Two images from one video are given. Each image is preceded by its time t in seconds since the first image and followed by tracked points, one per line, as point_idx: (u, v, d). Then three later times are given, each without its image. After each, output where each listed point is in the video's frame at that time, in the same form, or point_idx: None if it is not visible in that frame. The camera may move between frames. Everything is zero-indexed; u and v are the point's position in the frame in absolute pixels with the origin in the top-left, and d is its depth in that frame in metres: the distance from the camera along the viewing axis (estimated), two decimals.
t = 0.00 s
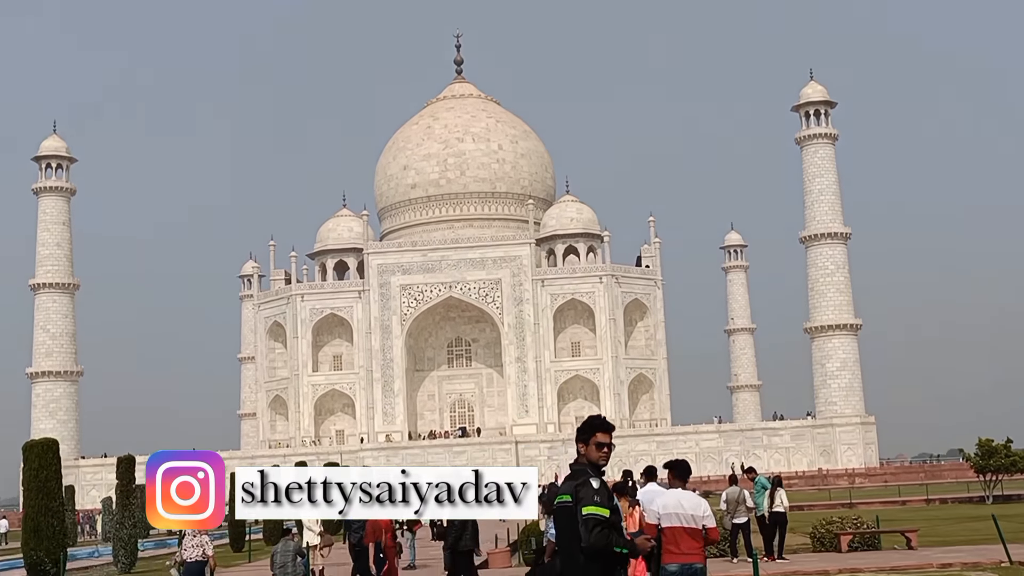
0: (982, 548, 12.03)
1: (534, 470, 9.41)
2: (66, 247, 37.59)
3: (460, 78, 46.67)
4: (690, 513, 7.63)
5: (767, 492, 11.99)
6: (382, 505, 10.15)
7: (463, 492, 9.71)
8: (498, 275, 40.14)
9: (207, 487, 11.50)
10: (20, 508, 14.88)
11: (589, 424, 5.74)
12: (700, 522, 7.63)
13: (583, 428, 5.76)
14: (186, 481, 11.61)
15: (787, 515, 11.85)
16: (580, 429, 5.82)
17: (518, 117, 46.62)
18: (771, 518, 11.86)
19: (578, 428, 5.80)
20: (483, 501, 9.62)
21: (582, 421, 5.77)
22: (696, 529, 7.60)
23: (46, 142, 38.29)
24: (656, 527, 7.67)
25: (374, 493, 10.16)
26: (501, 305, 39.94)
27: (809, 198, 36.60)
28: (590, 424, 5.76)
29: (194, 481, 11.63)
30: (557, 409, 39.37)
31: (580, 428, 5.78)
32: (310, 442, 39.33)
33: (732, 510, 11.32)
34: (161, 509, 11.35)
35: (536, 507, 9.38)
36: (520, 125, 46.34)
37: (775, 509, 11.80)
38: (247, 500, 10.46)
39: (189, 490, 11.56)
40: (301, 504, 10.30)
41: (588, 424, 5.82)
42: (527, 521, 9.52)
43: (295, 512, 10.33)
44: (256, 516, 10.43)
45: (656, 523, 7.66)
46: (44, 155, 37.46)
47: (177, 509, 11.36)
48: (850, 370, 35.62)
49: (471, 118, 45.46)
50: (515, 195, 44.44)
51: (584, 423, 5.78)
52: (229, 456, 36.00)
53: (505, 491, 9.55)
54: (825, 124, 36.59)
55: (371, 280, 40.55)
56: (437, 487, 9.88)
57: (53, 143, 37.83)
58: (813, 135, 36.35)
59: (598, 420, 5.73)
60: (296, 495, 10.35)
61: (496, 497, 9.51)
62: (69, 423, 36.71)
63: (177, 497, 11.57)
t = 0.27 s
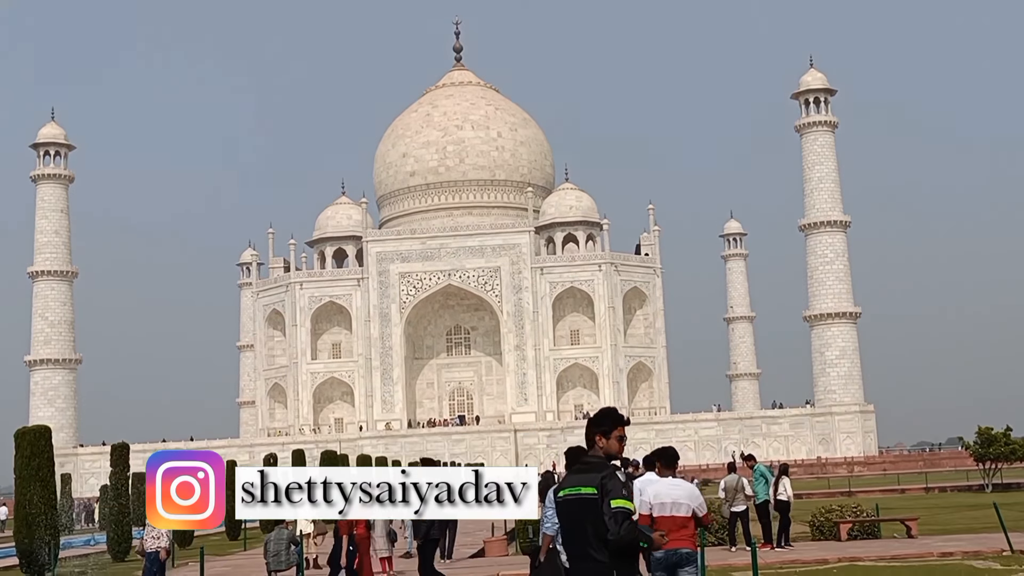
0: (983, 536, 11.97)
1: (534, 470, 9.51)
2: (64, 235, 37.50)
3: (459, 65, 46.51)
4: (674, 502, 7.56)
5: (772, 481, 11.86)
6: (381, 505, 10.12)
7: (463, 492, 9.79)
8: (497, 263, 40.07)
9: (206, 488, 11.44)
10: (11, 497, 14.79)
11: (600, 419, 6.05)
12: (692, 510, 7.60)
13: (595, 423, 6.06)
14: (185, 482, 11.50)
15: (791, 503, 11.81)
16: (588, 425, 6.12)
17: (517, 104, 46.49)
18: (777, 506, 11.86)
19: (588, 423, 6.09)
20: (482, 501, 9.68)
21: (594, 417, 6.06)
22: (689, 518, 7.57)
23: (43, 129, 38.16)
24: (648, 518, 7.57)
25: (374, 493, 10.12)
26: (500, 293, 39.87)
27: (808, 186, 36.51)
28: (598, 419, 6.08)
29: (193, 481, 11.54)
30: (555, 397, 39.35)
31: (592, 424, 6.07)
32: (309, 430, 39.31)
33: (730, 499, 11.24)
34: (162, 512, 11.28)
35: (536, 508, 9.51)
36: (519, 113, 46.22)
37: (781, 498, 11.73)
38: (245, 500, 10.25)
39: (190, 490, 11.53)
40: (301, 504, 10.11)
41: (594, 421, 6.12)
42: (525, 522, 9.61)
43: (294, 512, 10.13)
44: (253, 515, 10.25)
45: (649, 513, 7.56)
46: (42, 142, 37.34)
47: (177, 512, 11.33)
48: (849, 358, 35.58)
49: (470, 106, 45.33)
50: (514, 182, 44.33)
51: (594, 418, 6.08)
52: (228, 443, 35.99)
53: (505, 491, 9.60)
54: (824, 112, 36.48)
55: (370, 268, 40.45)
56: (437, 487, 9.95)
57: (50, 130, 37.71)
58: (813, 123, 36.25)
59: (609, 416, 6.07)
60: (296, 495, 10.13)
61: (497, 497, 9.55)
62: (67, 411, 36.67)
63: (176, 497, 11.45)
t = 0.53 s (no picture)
0: (984, 544, 11.87)
1: (533, 470, 9.47)
2: (62, 239, 37.43)
3: (458, 70, 46.47)
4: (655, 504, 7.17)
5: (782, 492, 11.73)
6: (382, 505, 10.38)
7: (463, 492, 9.84)
8: (496, 268, 39.99)
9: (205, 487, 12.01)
10: None
11: (618, 422, 5.60)
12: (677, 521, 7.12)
13: (613, 424, 5.59)
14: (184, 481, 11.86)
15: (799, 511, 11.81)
16: (600, 427, 5.62)
17: (517, 109, 46.45)
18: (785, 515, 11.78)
19: (603, 425, 5.59)
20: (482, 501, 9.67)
21: (611, 419, 5.58)
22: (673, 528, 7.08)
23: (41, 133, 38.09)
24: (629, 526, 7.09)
25: (374, 493, 10.39)
26: (499, 298, 39.79)
27: (808, 191, 36.42)
28: (614, 423, 5.62)
29: (192, 481, 11.95)
30: (555, 403, 39.24)
31: (608, 426, 5.58)
32: (307, 435, 39.20)
33: (729, 507, 11.14)
34: (164, 511, 11.55)
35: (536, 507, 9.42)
36: (519, 118, 46.18)
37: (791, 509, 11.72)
38: (248, 500, 10.46)
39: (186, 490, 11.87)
40: (301, 505, 10.28)
41: (606, 424, 5.64)
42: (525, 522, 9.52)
43: (296, 511, 10.31)
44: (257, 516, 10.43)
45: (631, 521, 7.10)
46: (40, 146, 37.27)
47: (177, 511, 11.64)
48: (849, 364, 35.47)
49: (469, 111, 45.29)
50: (514, 187, 44.28)
51: (609, 420, 5.61)
52: (226, 449, 35.86)
53: (505, 491, 9.59)
54: (825, 117, 36.40)
55: (369, 273, 40.35)
56: (437, 487, 10.07)
57: (49, 135, 37.63)
58: (813, 128, 36.18)
59: (624, 419, 5.64)
60: (296, 495, 10.30)
61: (497, 497, 9.53)
62: (65, 416, 36.56)
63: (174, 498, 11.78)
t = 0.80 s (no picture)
0: (982, 555, 11.80)
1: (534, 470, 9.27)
2: (63, 230, 37.39)
3: (463, 68, 46.42)
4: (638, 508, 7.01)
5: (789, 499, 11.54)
6: (381, 505, 10.49)
7: (463, 492, 9.94)
8: (497, 268, 39.94)
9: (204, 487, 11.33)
10: None
11: (623, 424, 5.49)
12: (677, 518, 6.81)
13: (618, 428, 5.47)
14: (181, 483, 11.29)
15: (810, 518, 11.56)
16: (604, 429, 5.48)
17: (521, 109, 46.40)
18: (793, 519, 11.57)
19: (609, 429, 5.46)
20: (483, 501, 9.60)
21: (617, 423, 5.47)
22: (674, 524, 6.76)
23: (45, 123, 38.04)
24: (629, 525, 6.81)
25: (374, 494, 10.50)
26: (499, 298, 39.74)
27: (811, 197, 36.35)
28: (618, 425, 5.51)
29: (191, 482, 11.36)
30: (553, 403, 39.20)
31: (615, 429, 5.46)
32: (305, 431, 39.16)
33: (725, 511, 11.07)
34: (163, 512, 11.01)
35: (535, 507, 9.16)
36: (523, 118, 46.13)
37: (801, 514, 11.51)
38: (246, 500, 10.35)
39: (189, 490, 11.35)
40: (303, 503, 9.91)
41: (609, 425, 5.52)
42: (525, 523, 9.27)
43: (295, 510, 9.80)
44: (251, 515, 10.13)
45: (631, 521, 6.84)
46: (43, 136, 37.22)
47: (176, 512, 11.08)
48: (849, 371, 35.40)
49: (473, 109, 45.23)
50: (516, 187, 44.22)
51: (614, 423, 5.49)
52: (223, 442, 35.81)
53: (505, 491, 9.40)
54: (829, 123, 36.35)
55: (369, 270, 40.30)
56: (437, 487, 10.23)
57: (51, 125, 37.58)
58: (817, 134, 36.13)
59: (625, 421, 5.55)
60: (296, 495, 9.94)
61: (497, 496, 9.37)
62: (62, 406, 36.52)
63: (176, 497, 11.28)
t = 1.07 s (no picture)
0: (975, 567, 11.77)
1: (535, 470, 9.27)
2: (63, 216, 37.32)
3: (469, 66, 46.36)
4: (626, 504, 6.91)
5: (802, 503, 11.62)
6: (381, 505, 10.23)
7: (463, 492, 9.87)
8: (497, 266, 39.88)
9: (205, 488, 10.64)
10: None
11: (622, 419, 5.51)
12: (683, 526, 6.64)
13: (618, 422, 5.50)
14: (185, 481, 10.72)
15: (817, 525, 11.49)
16: (603, 425, 5.50)
17: (525, 108, 46.35)
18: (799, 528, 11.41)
19: (609, 423, 5.49)
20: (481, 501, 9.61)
21: (617, 417, 5.49)
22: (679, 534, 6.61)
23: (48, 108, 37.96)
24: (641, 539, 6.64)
25: (374, 493, 10.25)
26: (498, 296, 39.70)
27: (813, 204, 36.29)
28: (617, 420, 5.55)
29: (193, 480, 10.73)
30: (549, 403, 39.15)
31: (615, 424, 5.48)
32: (300, 423, 39.10)
33: (720, 515, 11.02)
34: (162, 513, 10.61)
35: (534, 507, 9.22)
36: (527, 117, 46.08)
37: (806, 515, 11.47)
38: (246, 500, 10.34)
39: (189, 490, 10.76)
40: (301, 504, 10.08)
41: (608, 421, 5.54)
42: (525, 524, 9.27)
43: (296, 512, 10.10)
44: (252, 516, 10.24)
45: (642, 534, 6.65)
46: (45, 121, 37.15)
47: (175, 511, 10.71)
48: (846, 379, 35.34)
49: (477, 107, 45.18)
50: (518, 186, 44.19)
51: (614, 417, 5.52)
52: (218, 433, 35.75)
53: (504, 491, 9.44)
54: (833, 131, 36.31)
55: (369, 264, 40.25)
56: (437, 488, 10.04)
57: (54, 110, 37.51)
58: (820, 141, 36.07)
59: (624, 416, 5.58)
60: (296, 496, 10.13)
61: (495, 497, 9.43)
62: (58, 392, 36.45)
63: (177, 496, 10.79)
